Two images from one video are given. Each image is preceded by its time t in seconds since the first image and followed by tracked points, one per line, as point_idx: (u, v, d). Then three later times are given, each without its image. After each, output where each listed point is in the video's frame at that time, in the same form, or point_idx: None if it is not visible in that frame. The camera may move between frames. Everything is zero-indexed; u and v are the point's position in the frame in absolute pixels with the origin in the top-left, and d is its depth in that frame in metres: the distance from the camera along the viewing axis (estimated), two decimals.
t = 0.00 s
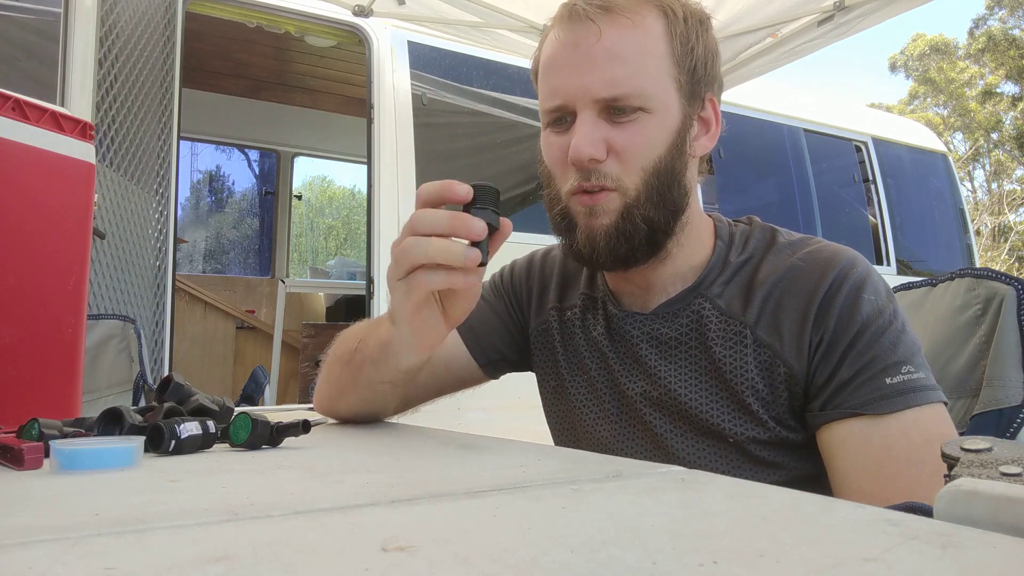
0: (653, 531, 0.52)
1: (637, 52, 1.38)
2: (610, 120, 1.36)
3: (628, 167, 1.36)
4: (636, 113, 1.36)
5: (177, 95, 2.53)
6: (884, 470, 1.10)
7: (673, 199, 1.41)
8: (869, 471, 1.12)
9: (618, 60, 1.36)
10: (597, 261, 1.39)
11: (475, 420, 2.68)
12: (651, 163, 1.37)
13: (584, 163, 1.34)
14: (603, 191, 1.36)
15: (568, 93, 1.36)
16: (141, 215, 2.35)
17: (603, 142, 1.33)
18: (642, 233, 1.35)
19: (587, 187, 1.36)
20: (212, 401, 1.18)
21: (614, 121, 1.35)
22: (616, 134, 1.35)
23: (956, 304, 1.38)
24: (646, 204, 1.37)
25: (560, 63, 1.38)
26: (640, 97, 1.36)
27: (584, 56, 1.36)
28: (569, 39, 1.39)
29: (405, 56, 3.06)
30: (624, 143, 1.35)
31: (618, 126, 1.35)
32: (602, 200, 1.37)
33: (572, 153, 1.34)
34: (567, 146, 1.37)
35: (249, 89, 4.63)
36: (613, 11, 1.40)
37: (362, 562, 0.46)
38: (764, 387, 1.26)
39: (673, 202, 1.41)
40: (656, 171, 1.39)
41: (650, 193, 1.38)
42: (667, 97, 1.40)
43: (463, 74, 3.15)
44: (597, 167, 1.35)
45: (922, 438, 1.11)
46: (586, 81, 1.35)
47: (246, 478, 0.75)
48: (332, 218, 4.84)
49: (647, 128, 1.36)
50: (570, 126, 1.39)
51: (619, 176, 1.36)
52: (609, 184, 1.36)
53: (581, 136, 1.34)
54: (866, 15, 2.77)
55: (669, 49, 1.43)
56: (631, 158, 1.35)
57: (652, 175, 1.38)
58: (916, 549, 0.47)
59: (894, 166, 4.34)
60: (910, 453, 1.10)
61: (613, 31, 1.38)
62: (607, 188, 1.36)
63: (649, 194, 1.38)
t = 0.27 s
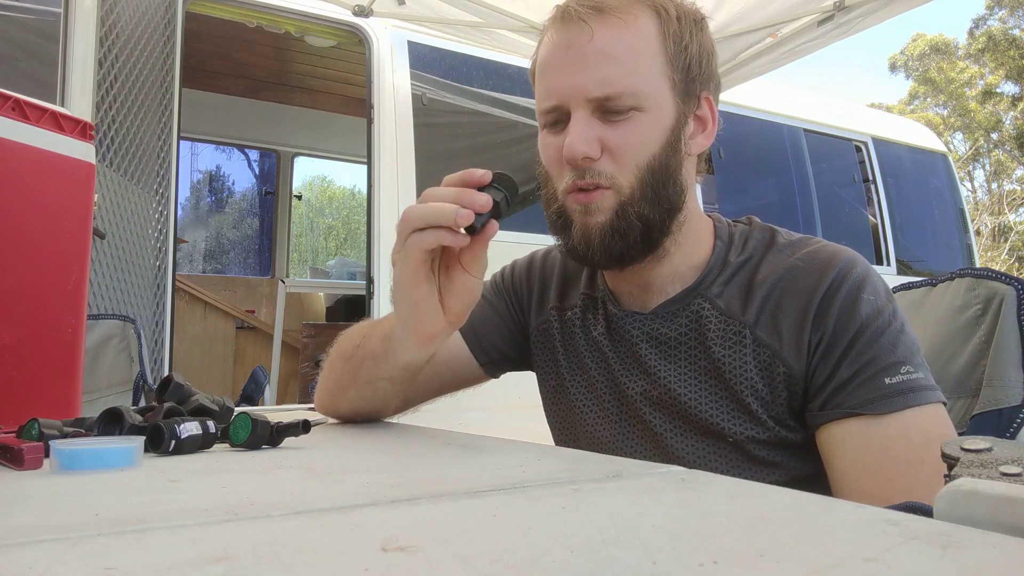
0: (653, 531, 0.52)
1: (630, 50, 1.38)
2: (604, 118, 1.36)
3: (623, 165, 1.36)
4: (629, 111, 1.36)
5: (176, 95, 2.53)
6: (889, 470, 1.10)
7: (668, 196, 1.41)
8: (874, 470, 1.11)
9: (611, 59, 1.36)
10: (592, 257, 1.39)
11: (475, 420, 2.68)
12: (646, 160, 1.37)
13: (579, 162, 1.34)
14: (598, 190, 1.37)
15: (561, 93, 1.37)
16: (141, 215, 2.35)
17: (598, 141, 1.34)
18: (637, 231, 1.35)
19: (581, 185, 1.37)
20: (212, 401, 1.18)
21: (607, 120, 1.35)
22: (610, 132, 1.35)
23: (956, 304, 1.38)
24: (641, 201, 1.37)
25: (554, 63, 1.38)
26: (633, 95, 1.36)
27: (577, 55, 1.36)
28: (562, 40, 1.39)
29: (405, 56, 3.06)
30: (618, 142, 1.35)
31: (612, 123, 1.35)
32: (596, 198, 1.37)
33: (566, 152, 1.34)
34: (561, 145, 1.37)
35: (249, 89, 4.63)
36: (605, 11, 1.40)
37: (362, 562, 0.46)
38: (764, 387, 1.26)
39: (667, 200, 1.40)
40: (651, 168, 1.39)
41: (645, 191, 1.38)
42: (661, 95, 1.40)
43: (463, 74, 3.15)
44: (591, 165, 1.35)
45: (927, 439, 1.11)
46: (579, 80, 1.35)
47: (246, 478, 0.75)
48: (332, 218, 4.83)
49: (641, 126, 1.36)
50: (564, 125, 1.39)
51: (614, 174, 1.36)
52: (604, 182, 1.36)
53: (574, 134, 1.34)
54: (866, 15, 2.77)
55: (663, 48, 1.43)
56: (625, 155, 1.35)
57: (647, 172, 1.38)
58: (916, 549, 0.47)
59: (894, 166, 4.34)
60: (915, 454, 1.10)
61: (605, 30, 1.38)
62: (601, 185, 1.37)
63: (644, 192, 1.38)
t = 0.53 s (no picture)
0: (653, 531, 0.52)
1: (645, 51, 1.38)
2: (623, 118, 1.35)
3: (643, 165, 1.36)
4: (647, 111, 1.36)
5: (177, 95, 2.53)
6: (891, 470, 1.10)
7: (680, 196, 1.42)
8: (876, 470, 1.11)
9: (629, 59, 1.36)
10: (602, 258, 1.39)
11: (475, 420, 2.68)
12: (662, 160, 1.38)
13: (599, 162, 1.34)
14: (619, 191, 1.36)
15: (579, 92, 1.36)
16: (141, 215, 2.35)
17: (618, 141, 1.33)
18: (656, 232, 1.36)
19: (602, 186, 1.36)
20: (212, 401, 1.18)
21: (626, 119, 1.35)
22: (631, 132, 1.35)
23: (956, 304, 1.38)
24: (660, 201, 1.38)
25: (570, 62, 1.37)
26: (650, 95, 1.36)
27: (595, 55, 1.36)
28: (578, 39, 1.38)
29: (405, 56, 3.06)
30: (639, 141, 1.35)
31: (631, 123, 1.35)
32: (617, 199, 1.37)
33: (587, 151, 1.33)
34: (581, 144, 1.36)
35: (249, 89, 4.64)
36: (618, 10, 1.40)
37: (362, 562, 0.46)
38: (763, 387, 1.26)
39: (680, 199, 1.41)
40: (666, 168, 1.39)
41: (663, 191, 1.39)
42: (675, 97, 1.40)
43: (463, 74, 3.15)
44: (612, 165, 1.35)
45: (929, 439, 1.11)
46: (597, 79, 1.35)
47: (246, 478, 0.75)
48: (332, 218, 4.83)
49: (659, 126, 1.37)
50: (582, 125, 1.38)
51: (635, 175, 1.36)
52: (625, 182, 1.36)
53: (596, 133, 1.33)
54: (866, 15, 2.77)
55: (673, 49, 1.43)
56: (644, 155, 1.35)
57: (663, 172, 1.39)
58: (916, 549, 0.47)
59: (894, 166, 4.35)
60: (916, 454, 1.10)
61: (621, 29, 1.37)
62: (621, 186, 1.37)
63: (661, 191, 1.39)
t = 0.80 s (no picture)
0: (654, 531, 0.52)
1: (646, 52, 1.38)
2: (624, 120, 1.35)
3: (644, 168, 1.36)
4: (649, 113, 1.36)
5: (176, 95, 2.53)
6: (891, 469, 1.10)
7: (682, 198, 1.42)
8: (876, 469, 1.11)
9: (630, 61, 1.36)
10: (602, 260, 1.40)
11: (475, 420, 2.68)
12: (664, 162, 1.38)
13: (602, 164, 1.34)
14: (620, 193, 1.37)
15: (581, 95, 1.36)
16: (141, 215, 2.35)
17: (620, 143, 1.34)
18: (658, 235, 1.36)
19: (603, 188, 1.36)
20: (213, 401, 1.18)
21: (627, 122, 1.35)
22: (632, 135, 1.35)
23: (956, 304, 1.37)
24: (661, 204, 1.38)
25: (570, 64, 1.37)
26: (651, 97, 1.36)
27: (596, 57, 1.35)
28: (579, 40, 1.38)
29: (405, 56, 3.06)
30: (640, 144, 1.35)
31: (632, 125, 1.35)
32: (619, 202, 1.37)
33: (589, 154, 1.34)
34: (583, 147, 1.36)
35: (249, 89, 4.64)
36: (619, 11, 1.40)
37: (362, 562, 0.46)
38: (764, 388, 1.26)
39: (682, 201, 1.42)
40: (667, 170, 1.39)
41: (664, 193, 1.39)
42: (677, 98, 1.40)
43: (463, 74, 3.15)
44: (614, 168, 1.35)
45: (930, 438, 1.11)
46: (598, 81, 1.35)
47: (246, 478, 0.75)
48: (332, 218, 4.84)
49: (661, 128, 1.37)
50: (583, 127, 1.38)
51: (636, 178, 1.36)
52: (626, 185, 1.36)
53: (597, 137, 1.33)
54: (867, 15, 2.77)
55: (674, 49, 1.43)
56: (645, 158, 1.35)
57: (664, 174, 1.39)
58: (915, 548, 0.47)
59: (894, 166, 4.35)
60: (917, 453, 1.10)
61: (622, 31, 1.37)
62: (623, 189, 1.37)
63: (663, 193, 1.39)
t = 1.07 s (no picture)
0: (654, 531, 0.52)
1: (634, 53, 1.37)
2: (613, 123, 1.35)
3: (635, 169, 1.35)
4: (638, 114, 1.35)
5: (176, 95, 2.53)
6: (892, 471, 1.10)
7: (676, 198, 1.42)
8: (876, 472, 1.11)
9: (618, 63, 1.35)
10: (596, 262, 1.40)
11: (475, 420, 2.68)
12: (656, 163, 1.37)
13: (591, 167, 1.33)
14: (611, 196, 1.36)
15: (570, 98, 1.36)
16: (141, 215, 2.35)
17: (609, 146, 1.33)
18: (650, 237, 1.35)
19: (592, 191, 1.36)
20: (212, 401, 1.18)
21: (617, 123, 1.35)
22: (622, 137, 1.34)
23: (956, 304, 1.37)
24: (654, 205, 1.37)
25: (559, 68, 1.37)
26: (639, 98, 1.36)
27: (584, 60, 1.35)
28: (567, 43, 1.38)
29: (405, 56, 3.06)
30: (630, 146, 1.34)
31: (622, 127, 1.35)
32: (610, 204, 1.37)
33: (576, 157, 1.33)
34: (572, 150, 1.36)
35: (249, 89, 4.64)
36: (607, 14, 1.40)
37: (362, 562, 0.46)
38: (764, 388, 1.26)
39: (676, 202, 1.41)
40: (660, 170, 1.39)
41: (655, 194, 1.38)
42: (667, 99, 1.40)
43: (463, 74, 3.15)
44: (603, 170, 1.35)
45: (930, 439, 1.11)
46: (587, 84, 1.34)
47: (246, 478, 0.75)
48: (332, 218, 4.83)
49: (650, 129, 1.36)
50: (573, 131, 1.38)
51: (626, 180, 1.35)
52: (617, 187, 1.36)
53: (585, 139, 1.33)
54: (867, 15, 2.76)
55: (665, 49, 1.43)
56: (636, 159, 1.35)
57: (657, 175, 1.38)
58: (915, 548, 0.47)
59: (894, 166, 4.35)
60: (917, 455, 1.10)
61: (610, 33, 1.37)
62: (613, 191, 1.36)
63: (654, 194, 1.38)
